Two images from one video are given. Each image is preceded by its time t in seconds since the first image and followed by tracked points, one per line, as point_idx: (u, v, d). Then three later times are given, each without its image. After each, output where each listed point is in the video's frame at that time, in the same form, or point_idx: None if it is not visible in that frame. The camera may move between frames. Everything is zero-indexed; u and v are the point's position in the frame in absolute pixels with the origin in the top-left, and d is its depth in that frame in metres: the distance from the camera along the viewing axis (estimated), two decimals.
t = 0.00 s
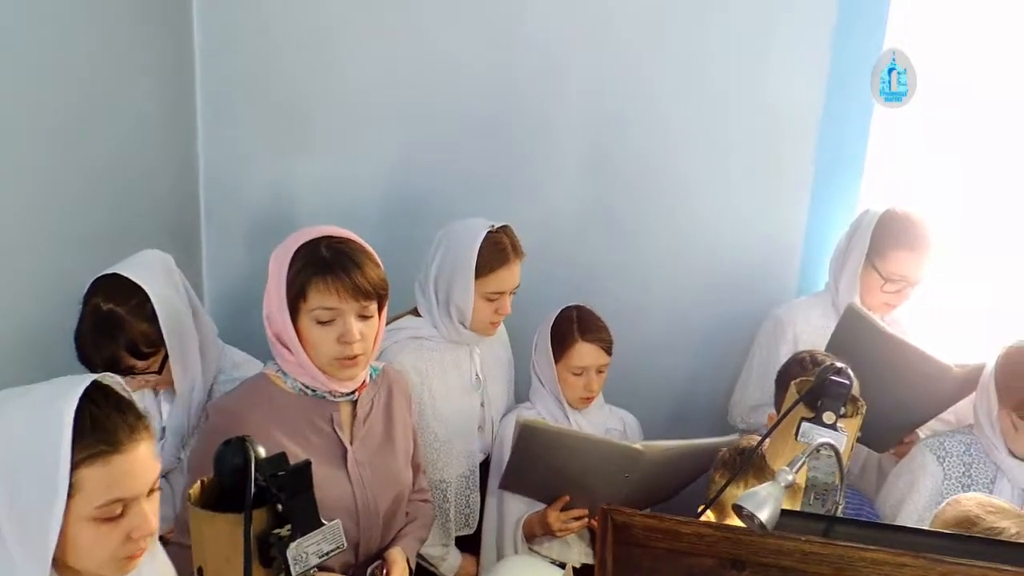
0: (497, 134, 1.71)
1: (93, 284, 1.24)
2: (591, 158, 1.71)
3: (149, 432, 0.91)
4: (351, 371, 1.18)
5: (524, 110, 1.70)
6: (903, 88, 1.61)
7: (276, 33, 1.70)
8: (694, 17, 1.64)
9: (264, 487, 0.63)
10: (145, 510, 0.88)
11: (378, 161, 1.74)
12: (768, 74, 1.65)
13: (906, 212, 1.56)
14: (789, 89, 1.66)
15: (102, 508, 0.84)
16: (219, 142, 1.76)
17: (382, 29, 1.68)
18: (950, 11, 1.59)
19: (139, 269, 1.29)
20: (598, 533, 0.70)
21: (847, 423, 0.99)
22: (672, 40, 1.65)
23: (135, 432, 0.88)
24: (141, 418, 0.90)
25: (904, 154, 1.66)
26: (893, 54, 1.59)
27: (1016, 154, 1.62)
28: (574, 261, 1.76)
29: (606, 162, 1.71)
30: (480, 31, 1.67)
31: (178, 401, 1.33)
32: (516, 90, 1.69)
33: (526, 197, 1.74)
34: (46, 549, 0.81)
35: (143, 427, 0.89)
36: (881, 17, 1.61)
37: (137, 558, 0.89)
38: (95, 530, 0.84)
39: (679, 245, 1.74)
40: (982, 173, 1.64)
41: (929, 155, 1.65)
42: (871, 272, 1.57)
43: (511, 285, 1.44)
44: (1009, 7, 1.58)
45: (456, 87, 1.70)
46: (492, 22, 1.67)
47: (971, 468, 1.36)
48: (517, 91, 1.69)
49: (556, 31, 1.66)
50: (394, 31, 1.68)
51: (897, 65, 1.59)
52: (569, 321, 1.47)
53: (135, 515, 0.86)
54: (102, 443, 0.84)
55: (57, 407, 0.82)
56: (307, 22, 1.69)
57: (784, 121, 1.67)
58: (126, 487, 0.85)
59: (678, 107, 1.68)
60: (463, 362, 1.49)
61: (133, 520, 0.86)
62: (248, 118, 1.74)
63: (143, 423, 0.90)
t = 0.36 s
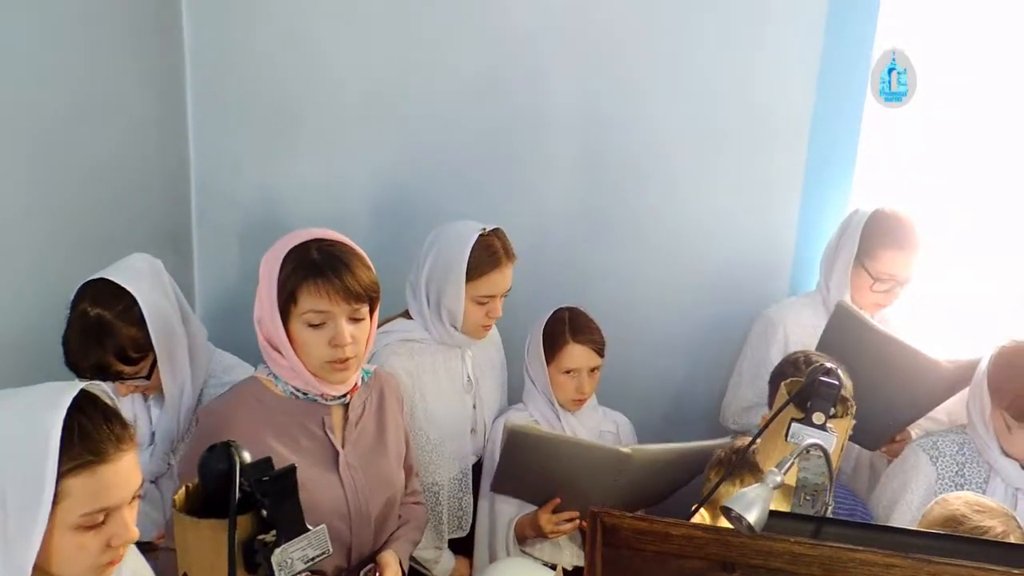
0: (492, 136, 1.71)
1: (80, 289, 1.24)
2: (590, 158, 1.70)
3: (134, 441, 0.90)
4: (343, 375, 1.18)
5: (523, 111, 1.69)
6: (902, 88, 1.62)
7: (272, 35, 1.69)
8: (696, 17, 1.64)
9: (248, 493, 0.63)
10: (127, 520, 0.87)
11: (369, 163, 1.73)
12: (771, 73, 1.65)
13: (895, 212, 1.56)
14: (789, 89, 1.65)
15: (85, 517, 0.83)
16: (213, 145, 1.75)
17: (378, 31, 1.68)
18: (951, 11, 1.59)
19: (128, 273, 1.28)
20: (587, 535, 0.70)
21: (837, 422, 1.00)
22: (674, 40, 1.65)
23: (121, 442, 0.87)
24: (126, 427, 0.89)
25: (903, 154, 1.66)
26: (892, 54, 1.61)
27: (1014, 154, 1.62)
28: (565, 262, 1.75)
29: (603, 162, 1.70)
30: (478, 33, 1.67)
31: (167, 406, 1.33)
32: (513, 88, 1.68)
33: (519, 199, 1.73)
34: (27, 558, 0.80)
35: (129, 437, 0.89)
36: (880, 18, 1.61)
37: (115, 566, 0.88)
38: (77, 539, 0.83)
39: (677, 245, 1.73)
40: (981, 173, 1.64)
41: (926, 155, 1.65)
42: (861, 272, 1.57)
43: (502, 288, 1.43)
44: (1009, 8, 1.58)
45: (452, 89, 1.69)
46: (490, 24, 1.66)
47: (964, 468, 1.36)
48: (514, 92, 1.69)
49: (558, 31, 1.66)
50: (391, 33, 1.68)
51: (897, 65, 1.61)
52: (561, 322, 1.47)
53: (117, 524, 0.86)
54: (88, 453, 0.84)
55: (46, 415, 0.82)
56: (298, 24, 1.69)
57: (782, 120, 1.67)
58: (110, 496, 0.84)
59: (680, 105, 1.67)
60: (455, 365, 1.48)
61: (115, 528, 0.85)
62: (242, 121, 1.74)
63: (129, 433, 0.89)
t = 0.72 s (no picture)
0: (489, 135, 1.70)
1: (73, 289, 1.23)
2: (588, 158, 1.70)
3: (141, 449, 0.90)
4: (336, 374, 1.17)
5: (522, 110, 1.69)
6: (903, 88, 1.62)
7: (268, 34, 1.69)
8: (697, 16, 1.63)
9: (236, 495, 0.63)
10: (134, 526, 0.86)
11: (363, 162, 1.72)
12: (771, 72, 1.65)
13: (889, 212, 1.55)
14: (788, 88, 1.65)
15: (94, 523, 0.82)
16: (207, 144, 1.74)
17: (376, 30, 1.67)
18: (953, 10, 1.59)
19: (120, 274, 1.28)
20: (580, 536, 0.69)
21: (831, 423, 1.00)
22: (674, 40, 1.64)
23: (129, 448, 0.87)
24: (134, 435, 0.89)
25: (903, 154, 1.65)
26: (893, 54, 1.61)
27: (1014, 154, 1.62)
28: (560, 262, 1.75)
29: (601, 161, 1.70)
30: (476, 32, 1.66)
31: (160, 406, 1.31)
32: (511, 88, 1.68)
33: (514, 198, 1.73)
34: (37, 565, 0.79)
35: (137, 444, 0.88)
36: (879, 18, 1.61)
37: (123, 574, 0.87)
38: (85, 545, 0.82)
39: (673, 245, 1.73)
40: (980, 173, 1.64)
41: (925, 155, 1.65)
42: (854, 272, 1.57)
43: (495, 288, 1.43)
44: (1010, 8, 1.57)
45: (450, 89, 1.69)
46: (489, 23, 1.66)
47: (958, 468, 1.36)
48: (512, 91, 1.68)
49: (558, 30, 1.65)
50: (389, 32, 1.67)
51: (897, 65, 1.61)
52: (555, 322, 1.46)
53: (125, 530, 0.85)
54: (97, 458, 0.83)
55: (53, 422, 0.81)
56: (293, 23, 1.68)
57: (779, 120, 1.66)
58: (118, 502, 0.84)
59: (679, 104, 1.67)
60: (448, 365, 1.48)
61: (123, 535, 0.85)
62: (238, 120, 1.73)
63: (136, 441, 0.89)
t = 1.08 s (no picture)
0: (486, 134, 1.69)
1: (65, 287, 1.22)
2: (586, 157, 1.70)
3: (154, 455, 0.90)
4: (327, 374, 1.17)
5: (521, 110, 1.68)
6: (903, 88, 1.63)
7: (259, 31, 1.67)
8: (697, 16, 1.63)
9: (220, 497, 0.62)
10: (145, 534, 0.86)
11: (354, 160, 1.72)
12: (771, 72, 1.64)
13: (880, 212, 1.56)
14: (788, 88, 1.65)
15: (104, 529, 0.83)
16: (201, 142, 1.73)
17: (374, 28, 1.66)
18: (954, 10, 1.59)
19: (112, 272, 1.27)
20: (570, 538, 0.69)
21: (823, 422, 1.00)
22: (676, 39, 1.64)
23: (141, 455, 0.87)
24: (147, 441, 0.89)
25: (904, 154, 1.65)
26: (893, 54, 1.62)
27: (1012, 155, 1.62)
28: (552, 261, 1.75)
29: (599, 160, 1.70)
30: (476, 31, 1.65)
31: (153, 406, 1.30)
32: (512, 87, 1.67)
33: (505, 196, 1.72)
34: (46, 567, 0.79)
35: (149, 451, 0.89)
36: (877, 18, 1.61)
37: None
38: (95, 551, 0.82)
39: (670, 244, 1.73)
40: (978, 174, 1.64)
41: (923, 155, 1.65)
42: (845, 271, 1.57)
43: (486, 287, 1.42)
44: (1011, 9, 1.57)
45: (447, 88, 1.68)
46: (489, 21, 1.65)
47: (947, 467, 1.36)
48: (511, 90, 1.67)
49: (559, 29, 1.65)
50: (387, 30, 1.66)
51: (897, 65, 1.62)
52: (547, 321, 1.46)
53: (135, 538, 0.85)
54: (108, 464, 0.83)
55: (66, 427, 0.82)
56: (283, 20, 1.66)
57: (774, 120, 1.66)
58: (128, 509, 0.84)
59: (679, 103, 1.67)
60: (439, 365, 1.47)
61: (133, 543, 0.84)
62: (232, 118, 1.71)
63: (149, 447, 0.89)
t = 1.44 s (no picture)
0: (482, 133, 1.69)
1: (62, 288, 1.20)
2: (583, 155, 1.69)
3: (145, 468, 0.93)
4: (318, 373, 1.16)
5: (519, 109, 1.68)
6: (903, 88, 1.63)
7: (248, 28, 1.66)
8: (697, 15, 1.63)
9: (207, 500, 0.61)
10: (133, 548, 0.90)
11: (344, 159, 1.71)
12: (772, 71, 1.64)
13: (871, 211, 1.56)
14: (786, 86, 1.65)
15: (93, 544, 0.86)
16: (194, 139, 1.71)
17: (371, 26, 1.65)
18: (956, 11, 1.59)
19: (110, 273, 1.25)
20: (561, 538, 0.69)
21: (814, 420, 1.01)
22: (675, 39, 1.64)
23: (133, 471, 0.90)
24: (140, 454, 0.92)
25: (902, 155, 1.66)
26: (893, 54, 1.61)
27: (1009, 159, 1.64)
28: (543, 260, 1.74)
29: (597, 159, 1.69)
30: (476, 29, 1.65)
31: (148, 407, 1.29)
32: (513, 84, 1.67)
33: (495, 195, 1.72)
34: None
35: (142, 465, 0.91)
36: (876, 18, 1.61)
37: None
38: (83, 563, 0.86)
39: (667, 242, 1.72)
40: (979, 175, 1.65)
41: (921, 156, 1.65)
42: (836, 271, 1.58)
43: (475, 284, 1.42)
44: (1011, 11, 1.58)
45: (444, 87, 1.67)
46: (489, 19, 1.64)
47: (937, 465, 1.36)
48: (510, 88, 1.67)
49: (562, 28, 1.64)
50: (384, 28, 1.65)
51: (897, 65, 1.62)
52: (538, 321, 1.45)
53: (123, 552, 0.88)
54: (99, 481, 0.86)
55: (59, 444, 0.83)
56: (273, 17, 1.65)
57: (767, 120, 1.66)
58: (117, 525, 0.87)
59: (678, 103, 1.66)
60: (428, 364, 1.46)
61: (122, 556, 0.88)
62: (225, 115, 1.70)
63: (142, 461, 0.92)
